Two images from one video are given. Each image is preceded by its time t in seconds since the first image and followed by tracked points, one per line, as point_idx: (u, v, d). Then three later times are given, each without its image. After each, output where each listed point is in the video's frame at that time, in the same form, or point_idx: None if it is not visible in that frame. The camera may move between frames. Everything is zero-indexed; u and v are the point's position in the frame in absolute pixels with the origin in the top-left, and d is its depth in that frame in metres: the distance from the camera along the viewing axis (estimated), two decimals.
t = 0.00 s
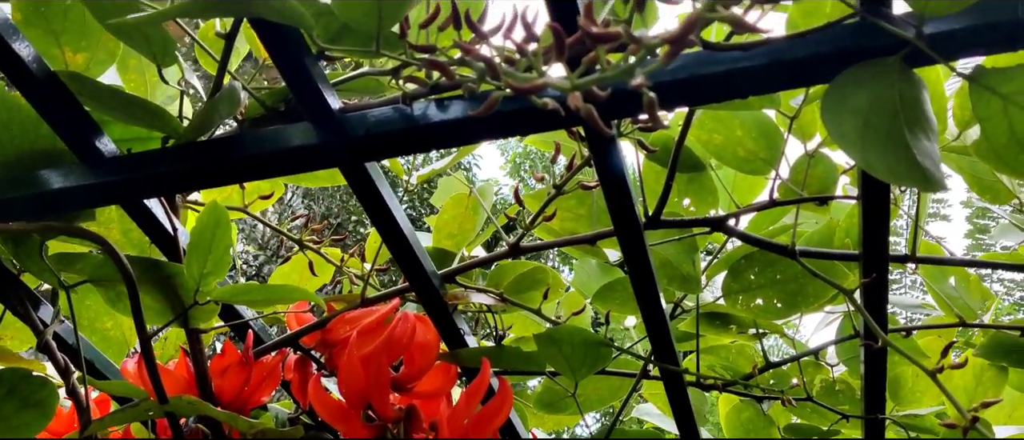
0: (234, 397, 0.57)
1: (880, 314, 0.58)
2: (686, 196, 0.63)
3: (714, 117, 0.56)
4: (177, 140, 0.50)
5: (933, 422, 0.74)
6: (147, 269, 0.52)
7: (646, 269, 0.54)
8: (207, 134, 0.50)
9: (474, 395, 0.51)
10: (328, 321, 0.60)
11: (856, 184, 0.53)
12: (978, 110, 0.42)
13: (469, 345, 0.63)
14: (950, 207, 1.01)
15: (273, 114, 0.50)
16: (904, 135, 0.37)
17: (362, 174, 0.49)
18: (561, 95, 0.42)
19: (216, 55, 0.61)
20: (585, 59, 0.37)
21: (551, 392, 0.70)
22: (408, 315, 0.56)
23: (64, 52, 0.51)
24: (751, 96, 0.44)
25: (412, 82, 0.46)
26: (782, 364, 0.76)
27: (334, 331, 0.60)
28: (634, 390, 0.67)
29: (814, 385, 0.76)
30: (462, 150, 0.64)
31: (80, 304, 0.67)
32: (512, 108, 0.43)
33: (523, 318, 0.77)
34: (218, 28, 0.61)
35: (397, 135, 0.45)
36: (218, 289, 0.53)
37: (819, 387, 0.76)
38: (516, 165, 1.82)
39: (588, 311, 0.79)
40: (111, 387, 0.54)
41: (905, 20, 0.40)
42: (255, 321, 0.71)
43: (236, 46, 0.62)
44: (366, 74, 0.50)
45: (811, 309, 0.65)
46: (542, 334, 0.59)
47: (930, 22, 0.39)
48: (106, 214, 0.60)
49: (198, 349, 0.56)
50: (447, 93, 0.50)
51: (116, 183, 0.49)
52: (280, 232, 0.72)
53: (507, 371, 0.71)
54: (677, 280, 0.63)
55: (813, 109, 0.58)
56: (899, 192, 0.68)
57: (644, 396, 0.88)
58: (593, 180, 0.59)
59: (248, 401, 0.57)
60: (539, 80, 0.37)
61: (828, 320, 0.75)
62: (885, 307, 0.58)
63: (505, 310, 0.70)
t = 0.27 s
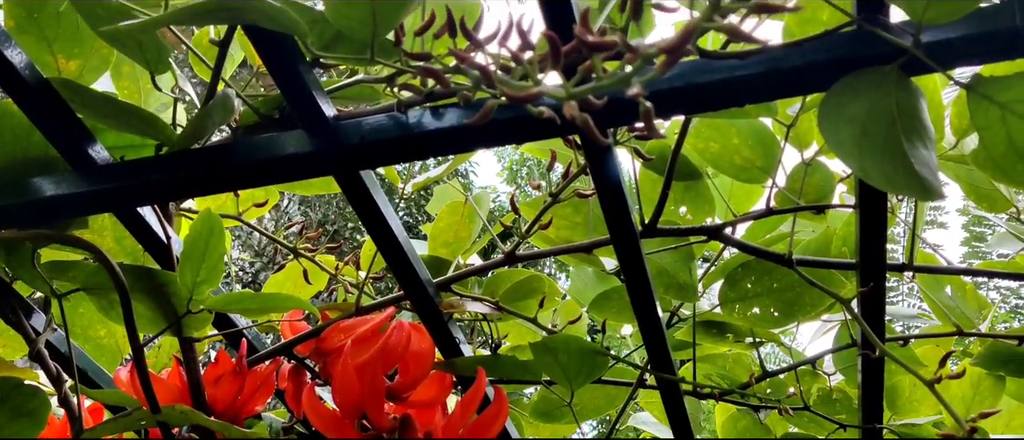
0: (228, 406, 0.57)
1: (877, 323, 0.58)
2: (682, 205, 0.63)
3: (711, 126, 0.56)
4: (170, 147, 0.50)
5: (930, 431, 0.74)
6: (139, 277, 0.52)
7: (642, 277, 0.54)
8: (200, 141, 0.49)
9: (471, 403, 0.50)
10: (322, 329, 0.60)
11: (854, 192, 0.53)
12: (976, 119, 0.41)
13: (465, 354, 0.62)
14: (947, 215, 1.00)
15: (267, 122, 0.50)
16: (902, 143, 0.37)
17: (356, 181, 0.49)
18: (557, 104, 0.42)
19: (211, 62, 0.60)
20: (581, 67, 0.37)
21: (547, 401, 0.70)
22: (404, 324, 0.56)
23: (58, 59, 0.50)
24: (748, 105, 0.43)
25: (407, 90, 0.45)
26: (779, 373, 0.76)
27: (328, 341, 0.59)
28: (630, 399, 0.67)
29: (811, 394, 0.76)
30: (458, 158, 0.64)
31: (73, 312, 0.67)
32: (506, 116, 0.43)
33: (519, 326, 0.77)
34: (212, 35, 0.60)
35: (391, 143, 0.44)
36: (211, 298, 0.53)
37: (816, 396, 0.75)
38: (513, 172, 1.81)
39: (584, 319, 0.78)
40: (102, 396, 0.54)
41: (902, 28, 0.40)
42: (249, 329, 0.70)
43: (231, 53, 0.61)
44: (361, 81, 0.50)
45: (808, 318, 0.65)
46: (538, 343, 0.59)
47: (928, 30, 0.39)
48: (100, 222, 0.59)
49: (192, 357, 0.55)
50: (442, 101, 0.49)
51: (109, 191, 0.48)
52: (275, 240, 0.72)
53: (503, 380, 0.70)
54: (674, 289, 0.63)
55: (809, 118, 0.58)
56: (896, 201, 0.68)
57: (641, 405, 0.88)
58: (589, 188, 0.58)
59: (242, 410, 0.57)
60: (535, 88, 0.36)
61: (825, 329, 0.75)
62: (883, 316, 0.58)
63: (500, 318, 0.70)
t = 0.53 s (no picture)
0: (221, 416, 0.56)
1: (873, 333, 0.58)
2: (678, 214, 0.63)
3: (706, 134, 0.56)
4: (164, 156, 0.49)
5: None
6: (132, 286, 0.51)
7: (638, 287, 0.54)
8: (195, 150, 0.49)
9: (465, 413, 0.49)
10: (316, 339, 0.59)
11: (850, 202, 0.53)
12: (972, 129, 0.41)
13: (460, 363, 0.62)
14: (944, 222, 1.00)
15: (261, 130, 0.50)
16: (899, 154, 0.36)
17: (350, 191, 0.49)
18: (552, 113, 0.42)
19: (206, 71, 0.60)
20: (577, 77, 0.37)
21: (542, 411, 0.70)
22: (399, 333, 0.55)
23: (51, 67, 0.50)
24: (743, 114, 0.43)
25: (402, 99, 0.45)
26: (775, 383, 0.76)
27: (322, 350, 0.59)
28: (626, 409, 0.67)
29: (808, 403, 0.76)
30: (454, 166, 0.64)
31: (67, 321, 0.66)
32: (502, 126, 0.42)
33: (515, 335, 0.77)
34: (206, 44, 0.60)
35: (386, 152, 0.44)
36: (204, 307, 0.53)
37: (813, 406, 0.75)
38: (509, 180, 1.81)
39: (580, 328, 0.78)
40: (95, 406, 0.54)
41: (898, 38, 0.40)
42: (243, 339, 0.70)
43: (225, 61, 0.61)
44: (356, 90, 0.50)
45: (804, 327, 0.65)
46: (533, 353, 0.59)
47: (924, 40, 0.39)
48: (93, 230, 0.59)
49: (185, 367, 0.55)
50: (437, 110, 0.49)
51: (101, 200, 0.48)
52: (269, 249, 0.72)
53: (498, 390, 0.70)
54: (670, 298, 0.63)
55: (805, 127, 0.58)
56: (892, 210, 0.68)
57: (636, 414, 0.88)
58: (585, 197, 0.58)
59: (235, 420, 0.56)
60: (530, 98, 0.36)
61: (822, 338, 0.75)
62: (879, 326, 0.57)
63: (496, 327, 0.70)
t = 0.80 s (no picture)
0: (212, 428, 0.55)
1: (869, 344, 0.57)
2: (673, 224, 0.63)
3: (700, 146, 0.56)
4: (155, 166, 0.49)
5: None
6: (124, 297, 0.51)
7: (632, 298, 0.54)
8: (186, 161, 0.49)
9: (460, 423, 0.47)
10: (309, 350, 0.59)
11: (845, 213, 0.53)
12: (967, 140, 0.41)
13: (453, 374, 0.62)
14: (940, 232, 1.00)
15: (253, 140, 0.50)
16: (893, 166, 0.36)
17: (343, 201, 0.48)
18: (545, 124, 0.42)
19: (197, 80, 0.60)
20: (569, 88, 0.36)
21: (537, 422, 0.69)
22: (392, 344, 0.55)
23: (43, 76, 0.50)
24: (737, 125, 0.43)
25: (395, 109, 0.45)
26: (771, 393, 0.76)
27: (315, 361, 0.59)
28: (621, 420, 0.67)
29: (803, 414, 0.75)
30: (448, 176, 0.64)
31: (58, 331, 0.66)
32: (495, 136, 0.42)
33: (509, 346, 0.77)
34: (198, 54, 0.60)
35: (378, 163, 0.44)
36: (196, 318, 0.52)
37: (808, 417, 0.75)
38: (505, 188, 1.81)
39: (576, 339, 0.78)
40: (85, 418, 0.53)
41: (893, 49, 0.39)
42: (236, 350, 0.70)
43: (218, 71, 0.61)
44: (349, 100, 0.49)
45: (799, 338, 0.65)
46: (527, 364, 0.58)
47: (918, 51, 0.39)
48: (84, 240, 0.58)
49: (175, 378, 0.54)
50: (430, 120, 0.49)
51: (92, 210, 0.48)
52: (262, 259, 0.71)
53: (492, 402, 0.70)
54: (665, 309, 0.62)
55: (800, 138, 0.58)
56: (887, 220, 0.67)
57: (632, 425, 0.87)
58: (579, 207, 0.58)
59: (227, 432, 0.55)
60: (522, 109, 0.36)
61: (818, 348, 0.75)
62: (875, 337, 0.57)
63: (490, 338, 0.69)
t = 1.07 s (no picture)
0: None
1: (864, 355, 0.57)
2: (668, 234, 0.63)
3: (694, 156, 0.56)
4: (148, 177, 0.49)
5: None
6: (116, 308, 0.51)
7: (626, 308, 0.53)
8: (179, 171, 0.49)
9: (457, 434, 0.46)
10: (302, 361, 0.59)
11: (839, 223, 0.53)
12: (961, 152, 0.41)
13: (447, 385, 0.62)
14: (937, 240, 1.00)
15: (247, 151, 0.49)
16: (887, 178, 0.36)
17: (336, 212, 0.48)
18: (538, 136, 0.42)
19: (190, 91, 0.61)
20: (561, 101, 0.36)
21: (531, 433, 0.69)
22: (386, 354, 0.55)
23: (35, 86, 0.50)
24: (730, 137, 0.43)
25: (387, 119, 0.45)
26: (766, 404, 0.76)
27: (308, 372, 0.58)
28: (616, 431, 0.66)
29: (799, 424, 0.75)
30: (442, 186, 0.63)
31: (51, 341, 0.66)
32: (487, 148, 0.42)
33: (503, 356, 0.77)
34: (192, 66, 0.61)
35: (372, 174, 0.44)
36: (188, 329, 0.52)
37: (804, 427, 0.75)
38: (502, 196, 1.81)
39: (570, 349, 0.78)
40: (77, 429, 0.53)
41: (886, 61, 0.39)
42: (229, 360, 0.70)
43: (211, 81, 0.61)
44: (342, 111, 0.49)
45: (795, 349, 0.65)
46: (522, 374, 0.58)
47: (912, 63, 0.39)
48: (77, 251, 0.58)
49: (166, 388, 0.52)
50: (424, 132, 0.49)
51: (83, 221, 0.47)
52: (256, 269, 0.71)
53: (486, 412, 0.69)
54: (659, 320, 0.62)
55: (795, 149, 0.58)
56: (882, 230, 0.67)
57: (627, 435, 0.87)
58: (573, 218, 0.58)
59: None
60: (514, 121, 0.36)
61: (813, 359, 0.75)
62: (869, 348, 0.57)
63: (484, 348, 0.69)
